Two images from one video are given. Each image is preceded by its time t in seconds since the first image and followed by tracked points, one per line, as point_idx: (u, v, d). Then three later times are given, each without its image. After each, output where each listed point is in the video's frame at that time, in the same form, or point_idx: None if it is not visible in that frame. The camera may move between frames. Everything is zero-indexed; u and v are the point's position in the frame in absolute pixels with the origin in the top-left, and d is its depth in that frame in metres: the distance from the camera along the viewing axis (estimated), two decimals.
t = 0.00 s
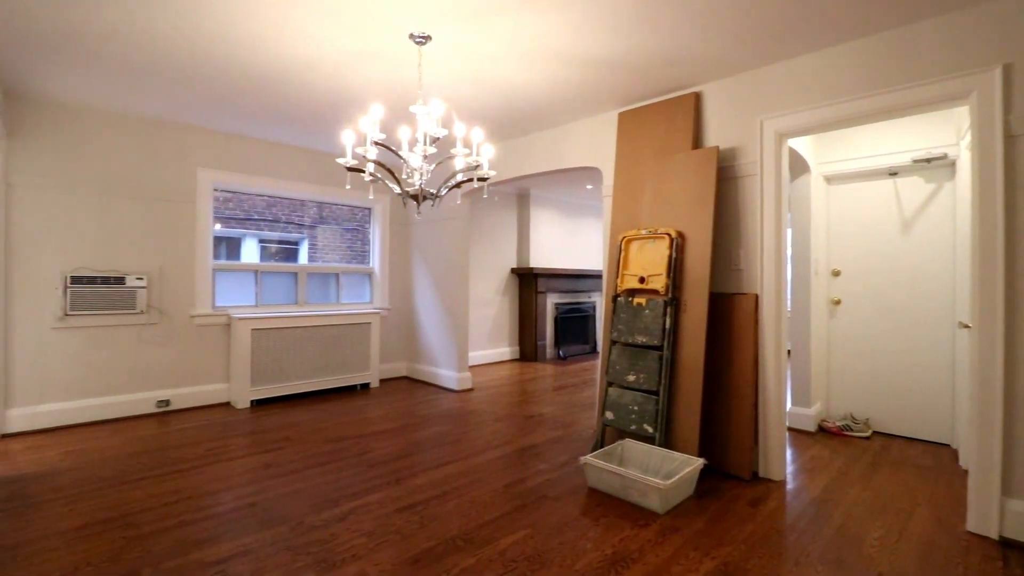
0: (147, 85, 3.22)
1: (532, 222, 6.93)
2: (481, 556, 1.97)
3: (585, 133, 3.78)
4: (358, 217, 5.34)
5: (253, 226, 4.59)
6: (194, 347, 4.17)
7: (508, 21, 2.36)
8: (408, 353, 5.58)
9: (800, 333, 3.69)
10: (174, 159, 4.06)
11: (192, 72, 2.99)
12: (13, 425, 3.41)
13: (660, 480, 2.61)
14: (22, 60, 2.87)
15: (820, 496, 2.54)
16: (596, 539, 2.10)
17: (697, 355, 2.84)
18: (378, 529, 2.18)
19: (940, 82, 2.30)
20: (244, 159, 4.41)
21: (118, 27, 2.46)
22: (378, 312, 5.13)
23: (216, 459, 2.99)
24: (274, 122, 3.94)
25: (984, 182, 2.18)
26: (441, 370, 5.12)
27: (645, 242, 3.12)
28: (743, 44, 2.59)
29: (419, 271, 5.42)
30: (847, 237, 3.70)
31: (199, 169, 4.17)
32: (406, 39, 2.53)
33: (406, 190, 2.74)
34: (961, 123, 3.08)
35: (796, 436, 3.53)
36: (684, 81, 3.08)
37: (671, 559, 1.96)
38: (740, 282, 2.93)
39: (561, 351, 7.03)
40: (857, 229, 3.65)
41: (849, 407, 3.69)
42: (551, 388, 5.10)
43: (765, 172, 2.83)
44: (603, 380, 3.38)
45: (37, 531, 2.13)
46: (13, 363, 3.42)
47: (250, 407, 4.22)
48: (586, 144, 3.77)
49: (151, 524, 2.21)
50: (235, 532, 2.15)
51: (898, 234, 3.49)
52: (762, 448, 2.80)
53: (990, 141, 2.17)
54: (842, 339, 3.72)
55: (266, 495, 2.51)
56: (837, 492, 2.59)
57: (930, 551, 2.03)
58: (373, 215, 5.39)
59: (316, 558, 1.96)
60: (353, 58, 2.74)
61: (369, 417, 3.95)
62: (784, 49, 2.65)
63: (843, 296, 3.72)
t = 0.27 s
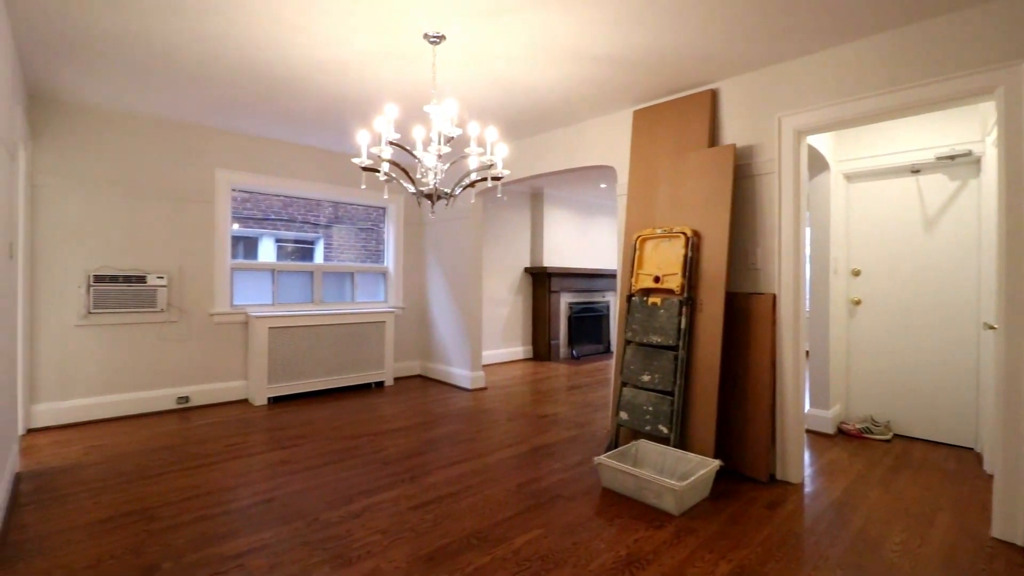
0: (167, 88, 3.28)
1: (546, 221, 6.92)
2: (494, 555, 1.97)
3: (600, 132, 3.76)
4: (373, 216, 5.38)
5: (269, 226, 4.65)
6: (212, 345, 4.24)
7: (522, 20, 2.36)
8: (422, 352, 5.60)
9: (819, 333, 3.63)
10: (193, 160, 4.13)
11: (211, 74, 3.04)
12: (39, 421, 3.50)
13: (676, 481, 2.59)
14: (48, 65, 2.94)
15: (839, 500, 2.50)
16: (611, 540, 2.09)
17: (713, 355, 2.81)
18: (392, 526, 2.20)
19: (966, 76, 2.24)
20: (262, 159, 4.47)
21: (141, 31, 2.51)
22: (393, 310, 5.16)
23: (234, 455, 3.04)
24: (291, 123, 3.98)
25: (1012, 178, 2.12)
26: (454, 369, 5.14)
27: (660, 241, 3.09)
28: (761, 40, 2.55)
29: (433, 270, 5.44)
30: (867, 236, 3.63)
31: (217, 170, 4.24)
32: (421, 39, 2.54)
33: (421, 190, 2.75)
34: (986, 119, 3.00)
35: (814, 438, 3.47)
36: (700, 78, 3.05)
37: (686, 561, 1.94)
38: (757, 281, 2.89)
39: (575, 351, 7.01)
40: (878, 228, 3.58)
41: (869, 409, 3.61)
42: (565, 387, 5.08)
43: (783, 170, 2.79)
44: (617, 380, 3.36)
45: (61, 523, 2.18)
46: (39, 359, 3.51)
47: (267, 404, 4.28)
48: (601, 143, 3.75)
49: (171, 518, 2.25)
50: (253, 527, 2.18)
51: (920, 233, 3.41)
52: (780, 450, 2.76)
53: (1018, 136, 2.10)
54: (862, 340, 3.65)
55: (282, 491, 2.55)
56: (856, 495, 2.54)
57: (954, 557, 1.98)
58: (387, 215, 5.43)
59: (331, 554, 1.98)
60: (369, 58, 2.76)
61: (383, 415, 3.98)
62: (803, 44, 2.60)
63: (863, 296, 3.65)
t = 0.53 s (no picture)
0: (188, 90, 3.34)
1: (560, 221, 6.90)
2: (508, 555, 1.97)
3: (614, 131, 3.74)
4: (388, 216, 5.42)
5: (287, 226, 4.71)
6: (231, 343, 4.31)
7: (537, 19, 2.35)
8: (436, 351, 5.63)
9: (839, 335, 3.56)
10: (213, 161, 4.20)
11: (230, 77, 3.08)
12: (64, 416, 3.59)
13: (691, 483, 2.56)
14: (74, 69, 3.01)
15: (859, 505, 2.45)
16: (625, 542, 2.07)
17: (730, 357, 2.78)
18: (407, 524, 2.21)
19: (994, 72, 2.18)
20: (279, 160, 4.53)
21: (163, 35, 2.56)
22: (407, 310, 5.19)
23: (251, 451, 3.08)
24: (308, 124, 4.03)
25: None
26: (468, 369, 5.15)
27: (675, 241, 3.06)
28: (780, 36, 2.51)
29: (448, 269, 5.46)
30: (889, 235, 3.55)
31: (236, 171, 4.31)
32: (436, 39, 2.55)
33: (435, 190, 2.76)
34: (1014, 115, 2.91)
35: (833, 441, 3.41)
36: (717, 76, 3.01)
37: (702, 564, 1.92)
38: (775, 282, 2.85)
39: (588, 351, 6.98)
40: (901, 228, 3.50)
41: (891, 413, 3.54)
42: (578, 388, 5.06)
43: (803, 169, 2.74)
44: (631, 380, 3.34)
45: (85, 517, 2.23)
46: (64, 356, 3.60)
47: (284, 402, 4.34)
48: (615, 142, 3.73)
49: (190, 513, 2.29)
50: (270, 523, 2.21)
51: (944, 232, 3.32)
52: (798, 454, 2.71)
53: None
54: (883, 341, 3.58)
55: (298, 487, 2.58)
56: (877, 501, 2.49)
57: (980, 566, 1.93)
58: (402, 215, 5.46)
59: (347, 551, 2.00)
60: (385, 59, 2.78)
61: (398, 414, 4.00)
62: (824, 41, 2.56)
63: (885, 297, 3.57)
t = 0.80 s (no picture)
0: (203, 93, 3.39)
1: (571, 221, 6.89)
2: (518, 556, 1.97)
3: (626, 131, 3.72)
4: (399, 217, 5.45)
5: (299, 226, 4.75)
6: (245, 342, 4.37)
7: (548, 19, 2.35)
8: (447, 351, 5.64)
9: (854, 337, 3.50)
10: (228, 162, 4.26)
11: (245, 79, 3.12)
12: (82, 413, 3.66)
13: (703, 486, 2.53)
14: (93, 72, 3.07)
15: (876, 509, 2.41)
16: (636, 544, 2.06)
17: (743, 358, 2.75)
18: (417, 523, 2.22)
19: (1016, 68, 2.13)
20: (292, 161, 4.58)
21: (179, 38, 2.59)
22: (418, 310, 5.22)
23: (264, 450, 3.12)
24: (321, 126, 4.07)
25: None
26: (479, 369, 5.16)
27: (687, 241, 3.04)
28: (794, 34, 2.48)
29: (458, 270, 5.47)
30: (907, 235, 3.49)
31: (250, 172, 4.36)
32: (447, 40, 2.56)
33: (446, 191, 2.76)
34: None
35: (849, 445, 3.35)
36: (731, 74, 2.98)
37: (714, 568, 1.90)
38: (789, 283, 2.82)
39: (599, 352, 6.95)
40: (919, 227, 3.44)
41: (908, 416, 3.47)
42: (589, 389, 5.04)
43: (818, 168, 2.71)
44: (643, 381, 3.32)
45: (102, 513, 2.27)
46: (83, 355, 3.67)
47: (296, 401, 4.38)
48: (627, 142, 3.71)
49: (204, 510, 2.32)
50: (282, 521, 2.23)
51: (964, 232, 3.26)
52: (813, 456, 2.68)
53: None
54: (900, 344, 3.51)
55: (311, 486, 2.60)
56: (894, 505, 2.44)
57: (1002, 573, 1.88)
58: (413, 215, 5.49)
59: (358, 549, 2.01)
60: (396, 61, 2.80)
61: (409, 413, 4.02)
62: (839, 38, 2.52)
63: (902, 298, 3.51)
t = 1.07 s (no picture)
0: (214, 95, 3.42)
1: (578, 221, 6.87)
2: (526, 556, 1.96)
3: (634, 131, 3.71)
4: (407, 217, 5.47)
5: (309, 227, 4.79)
6: (255, 342, 4.40)
7: (555, 19, 2.35)
8: (454, 351, 5.65)
9: (866, 338, 3.47)
10: (238, 164, 4.30)
11: (255, 81, 3.14)
12: (94, 412, 3.70)
13: (712, 488, 2.52)
14: (106, 75, 3.11)
15: (887, 512, 2.38)
16: (644, 546, 2.05)
17: (752, 359, 2.73)
18: (425, 523, 2.23)
19: None
20: (302, 162, 4.61)
21: (190, 41, 2.62)
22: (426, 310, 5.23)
23: (273, 449, 3.14)
24: (330, 127, 4.09)
25: None
26: (486, 369, 5.16)
27: (696, 242, 3.02)
28: (805, 33, 2.46)
29: (466, 270, 5.48)
30: (919, 235, 3.45)
31: (260, 173, 4.40)
32: (455, 41, 2.56)
33: (454, 191, 2.77)
34: None
35: (860, 447, 3.32)
36: (740, 73, 2.96)
37: (723, 570, 1.89)
38: (800, 283, 2.79)
39: (607, 352, 6.93)
40: (931, 227, 3.40)
41: (921, 419, 3.43)
42: (597, 389, 5.03)
43: (829, 167, 2.68)
44: (651, 382, 3.30)
45: (114, 510, 2.30)
46: (96, 354, 3.72)
47: (305, 400, 4.41)
48: (635, 142, 3.70)
49: (213, 508, 2.33)
50: (292, 519, 2.24)
51: (978, 232, 3.21)
52: (823, 459, 2.65)
53: None
54: (912, 345, 3.47)
55: (319, 485, 2.61)
56: (907, 509, 2.41)
57: None
58: (421, 216, 5.51)
59: (366, 548, 2.02)
60: (404, 62, 2.81)
61: (417, 413, 4.03)
62: (850, 36, 2.50)
63: (915, 299, 3.47)
